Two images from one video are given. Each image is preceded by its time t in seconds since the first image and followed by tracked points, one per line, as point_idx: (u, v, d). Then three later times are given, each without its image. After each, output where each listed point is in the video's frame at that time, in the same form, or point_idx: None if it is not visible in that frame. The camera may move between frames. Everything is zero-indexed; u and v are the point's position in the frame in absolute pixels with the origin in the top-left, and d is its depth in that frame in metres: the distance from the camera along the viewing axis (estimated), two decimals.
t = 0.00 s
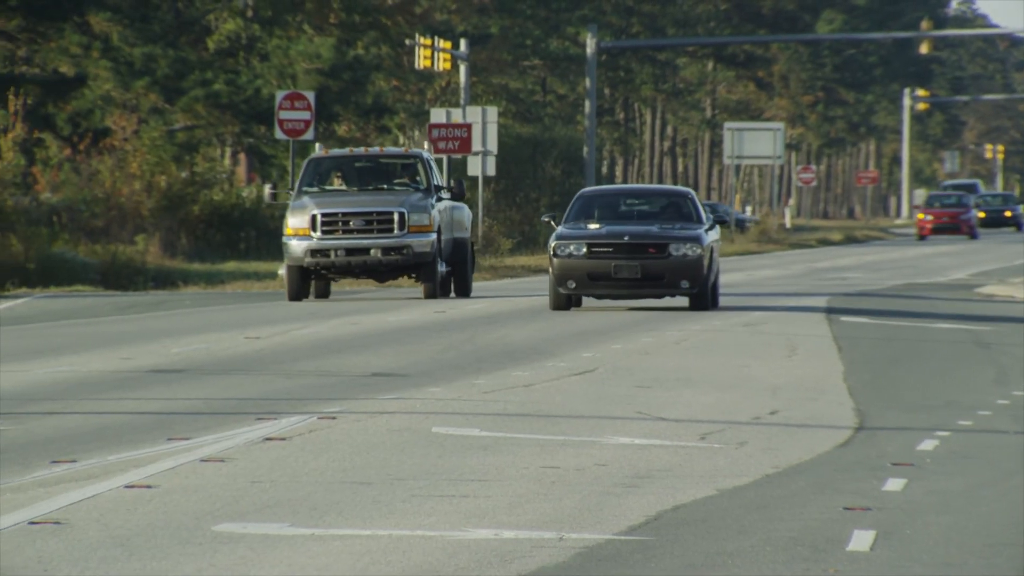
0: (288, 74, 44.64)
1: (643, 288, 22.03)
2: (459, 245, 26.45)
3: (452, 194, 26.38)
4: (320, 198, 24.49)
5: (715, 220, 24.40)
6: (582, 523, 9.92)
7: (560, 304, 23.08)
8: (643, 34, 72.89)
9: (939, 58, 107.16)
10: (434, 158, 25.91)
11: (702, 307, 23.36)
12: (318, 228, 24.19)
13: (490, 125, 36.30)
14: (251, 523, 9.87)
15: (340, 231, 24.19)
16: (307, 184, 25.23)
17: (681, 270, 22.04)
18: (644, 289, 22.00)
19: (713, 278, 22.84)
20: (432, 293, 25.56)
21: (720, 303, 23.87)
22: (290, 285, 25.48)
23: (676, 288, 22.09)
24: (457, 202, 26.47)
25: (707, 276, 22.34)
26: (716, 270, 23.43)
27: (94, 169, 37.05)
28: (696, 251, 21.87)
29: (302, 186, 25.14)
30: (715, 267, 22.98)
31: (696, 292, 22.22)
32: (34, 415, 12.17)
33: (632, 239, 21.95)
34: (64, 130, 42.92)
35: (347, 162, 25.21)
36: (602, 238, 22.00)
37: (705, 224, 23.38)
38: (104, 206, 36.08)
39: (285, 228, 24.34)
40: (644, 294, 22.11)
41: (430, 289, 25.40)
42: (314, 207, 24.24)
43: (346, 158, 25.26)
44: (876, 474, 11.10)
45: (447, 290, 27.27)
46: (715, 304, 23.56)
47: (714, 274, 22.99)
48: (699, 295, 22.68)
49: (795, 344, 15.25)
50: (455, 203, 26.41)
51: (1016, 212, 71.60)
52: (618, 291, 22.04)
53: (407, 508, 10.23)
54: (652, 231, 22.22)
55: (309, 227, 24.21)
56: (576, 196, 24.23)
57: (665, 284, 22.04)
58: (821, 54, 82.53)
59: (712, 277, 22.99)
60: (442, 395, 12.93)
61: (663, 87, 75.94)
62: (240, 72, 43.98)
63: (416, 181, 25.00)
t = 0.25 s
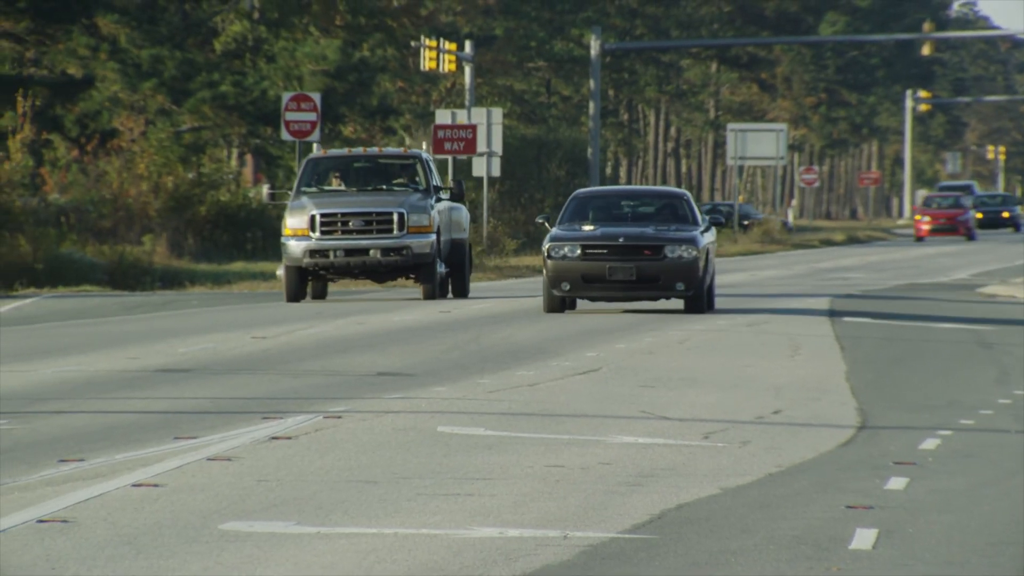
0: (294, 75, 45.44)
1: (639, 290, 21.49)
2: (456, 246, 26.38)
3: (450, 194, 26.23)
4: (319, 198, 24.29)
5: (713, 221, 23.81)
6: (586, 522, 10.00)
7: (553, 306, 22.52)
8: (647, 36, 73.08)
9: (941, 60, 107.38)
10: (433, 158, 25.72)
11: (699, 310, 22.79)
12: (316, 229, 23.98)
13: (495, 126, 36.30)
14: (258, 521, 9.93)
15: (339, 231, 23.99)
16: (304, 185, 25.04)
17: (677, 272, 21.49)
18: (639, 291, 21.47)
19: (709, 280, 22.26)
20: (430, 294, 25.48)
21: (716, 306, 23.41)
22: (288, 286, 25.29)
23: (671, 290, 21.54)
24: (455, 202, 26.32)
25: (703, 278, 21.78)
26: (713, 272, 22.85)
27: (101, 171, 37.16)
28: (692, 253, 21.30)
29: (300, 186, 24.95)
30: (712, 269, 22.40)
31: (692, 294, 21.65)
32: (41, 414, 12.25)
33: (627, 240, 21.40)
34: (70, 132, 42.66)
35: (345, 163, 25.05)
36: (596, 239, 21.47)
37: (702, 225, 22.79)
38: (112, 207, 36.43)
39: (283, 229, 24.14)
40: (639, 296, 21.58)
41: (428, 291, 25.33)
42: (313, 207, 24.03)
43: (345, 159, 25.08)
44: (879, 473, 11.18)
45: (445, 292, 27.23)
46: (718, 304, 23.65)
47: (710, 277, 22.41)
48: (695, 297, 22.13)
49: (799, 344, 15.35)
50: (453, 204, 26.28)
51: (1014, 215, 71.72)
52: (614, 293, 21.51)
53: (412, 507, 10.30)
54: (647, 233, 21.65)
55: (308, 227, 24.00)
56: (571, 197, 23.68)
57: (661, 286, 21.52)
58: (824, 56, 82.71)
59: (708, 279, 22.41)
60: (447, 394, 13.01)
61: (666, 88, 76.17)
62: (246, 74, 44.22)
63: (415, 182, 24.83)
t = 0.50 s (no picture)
0: (300, 75, 45.15)
1: (634, 292, 21.00)
2: (454, 246, 26.34)
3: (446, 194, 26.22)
4: (314, 199, 24.26)
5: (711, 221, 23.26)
6: (590, 522, 10.02)
7: (547, 309, 22.02)
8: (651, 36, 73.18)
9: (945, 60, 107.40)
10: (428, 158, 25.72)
11: (694, 311, 22.30)
12: (312, 229, 23.94)
13: (500, 127, 36.23)
14: (263, 521, 9.95)
15: (335, 232, 23.96)
16: (300, 184, 24.94)
17: (673, 275, 20.98)
18: (633, 293, 20.98)
19: (704, 282, 21.75)
20: (427, 295, 25.44)
21: (714, 308, 22.99)
22: (284, 288, 25.24)
23: (666, 292, 21.04)
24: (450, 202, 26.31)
25: (699, 281, 21.27)
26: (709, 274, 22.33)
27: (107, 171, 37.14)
28: (687, 255, 20.79)
29: (295, 186, 24.88)
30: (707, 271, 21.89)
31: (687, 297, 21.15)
32: (47, 414, 12.28)
33: (622, 242, 20.89)
34: (78, 133, 41.63)
35: (341, 162, 25.00)
36: (591, 240, 20.95)
37: (698, 226, 22.25)
38: (116, 207, 35.88)
39: (279, 230, 24.09)
40: (634, 299, 21.09)
41: (425, 292, 25.29)
42: (309, 208, 23.98)
43: (340, 158, 25.04)
44: (883, 472, 11.19)
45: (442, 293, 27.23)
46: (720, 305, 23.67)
47: (707, 279, 21.90)
48: (691, 300, 21.63)
49: (804, 344, 15.37)
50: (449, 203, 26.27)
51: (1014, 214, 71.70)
52: (608, 295, 21.02)
53: (417, 507, 10.32)
54: (643, 235, 21.14)
55: (304, 228, 23.95)
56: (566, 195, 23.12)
57: (656, 288, 21.01)
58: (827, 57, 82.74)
59: (704, 280, 21.90)
60: (452, 394, 13.03)
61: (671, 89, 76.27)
62: (252, 75, 44.34)
63: (412, 182, 24.82)
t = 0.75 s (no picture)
0: (305, 79, 45.72)
1: (625, 295, 20.71)
2: (450, 246, 26.43)
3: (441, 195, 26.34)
4: (310, 200, 24.33)
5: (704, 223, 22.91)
6: (592, 518, 10.18)
7: (538, 312, 21.69)
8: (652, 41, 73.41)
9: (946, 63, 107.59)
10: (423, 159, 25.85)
11: (686, 315, 21.98)
12: (308, 230, 24.01)
13: (503, 129, 36.65)
14: (269, 518, 10.12)
15: (331, 232, 24.01)
16: (296, 186, 25.10)
17: (665, 277, 20.69)
18: (625, 296, 20.69)
19: (697, 284, 21.45)
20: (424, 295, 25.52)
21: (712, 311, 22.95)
22: (280, 289, 25.29)
23: (658, 295, 20.75)
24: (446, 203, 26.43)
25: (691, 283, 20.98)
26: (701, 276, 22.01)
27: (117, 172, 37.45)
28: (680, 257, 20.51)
29: (291, 188, 24.98)
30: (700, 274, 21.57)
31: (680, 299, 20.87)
32: (56, 412, 12.44)
33: (612, 244, 20.60)
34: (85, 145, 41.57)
35: (337, 164, 25.12)
36: (582, 242, 20.66)
37: (692, 228, 21.94)
38: (125, 208, 36.29)
39: (274, 230, 24.15)
40: (625, 301, 20.79)
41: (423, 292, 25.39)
42: (304, 209, 24.05)
43: (336, 159, 25.16)
44: (881, 470, 11.35)
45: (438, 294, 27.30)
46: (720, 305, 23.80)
47: (700, 281, 21.60)
48: (683, 303, 21.34)
49: (804, 343, 15.52)
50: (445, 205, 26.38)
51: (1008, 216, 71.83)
52: (599, 298, 20.73)
53: (421, 504, 10.48)
54: (634, 237, 20.83)
55: (299, 229, 24.02)
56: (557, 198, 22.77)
57: (647, 291, 20.71)
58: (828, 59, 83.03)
59: (697, 282, 21.60)
60: (455, 393, 13.20)
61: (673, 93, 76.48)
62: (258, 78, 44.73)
63: (408, 183, 24.94)
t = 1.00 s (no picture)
0: (309, 81, 46.18)
1: (614, 296, 20.59)
2: (444, 248, 26.58)
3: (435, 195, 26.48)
4: (304, 201, 24.49)
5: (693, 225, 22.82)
6: (592, 514, 10.35)
7: (526, 314, 21.55)
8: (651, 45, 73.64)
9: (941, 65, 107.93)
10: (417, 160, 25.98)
11: (676, 317, 21.84)
12: (301, 231, 24.17)
13: (504, 130, 36.77)
14: (273, 514, 10.29)
15: (325, 234, 24.21)
16: (290, 186, 25.24)
17: (654, 279, 20.56)
18: (612, 297, 20.56)
19: (686, 285, 21.34)
20: (417, 296, 25.67)
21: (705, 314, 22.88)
22: (274, 290, 25.48)
23: (647, 296, 20.62)
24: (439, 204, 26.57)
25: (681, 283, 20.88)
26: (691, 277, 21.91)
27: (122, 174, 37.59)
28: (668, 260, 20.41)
29: (285, 188, 25.15)
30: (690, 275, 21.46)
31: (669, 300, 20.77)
32: (64, 410, 12.60)
33: (600, 245, 20.49)
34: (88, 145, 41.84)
35: (331, 164, 25.27)
36: (570, 244, 20.55)
37: (681, 229, 21.85)
38: (130, 209, 36.45)
39: (268, 231, 24.27)
40: (614, 303, 20.67)
41: (416, 294, 25.54)
42: (298, 210, 24.22)
43: (330, 160, 25.31)
44: (876, 467, 11.52)
45: (432, 293, 27.45)
46: (716, 305, 23.97)
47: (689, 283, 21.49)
48: (674, 304, 21.23)
49: (800, 342, 15.69)
50: (438, 205, 26.51)
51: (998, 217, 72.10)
52: (589, 299, 20.61)
53: (422, 501, 10.65)
54: (623, 238, 20.74)
55: (293, 230, 24.17)
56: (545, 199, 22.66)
57: (636, 292, 20.56)
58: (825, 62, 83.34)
59: (687, 283, 21.50)
60: (456, 391, 13.36)
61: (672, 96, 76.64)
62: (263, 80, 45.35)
63: (402, 184, 25.07)
